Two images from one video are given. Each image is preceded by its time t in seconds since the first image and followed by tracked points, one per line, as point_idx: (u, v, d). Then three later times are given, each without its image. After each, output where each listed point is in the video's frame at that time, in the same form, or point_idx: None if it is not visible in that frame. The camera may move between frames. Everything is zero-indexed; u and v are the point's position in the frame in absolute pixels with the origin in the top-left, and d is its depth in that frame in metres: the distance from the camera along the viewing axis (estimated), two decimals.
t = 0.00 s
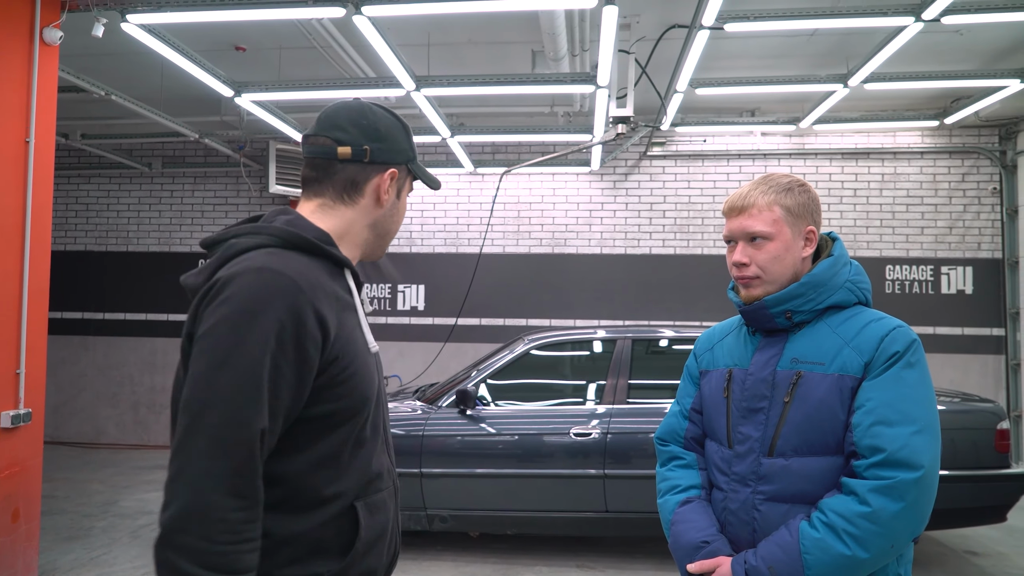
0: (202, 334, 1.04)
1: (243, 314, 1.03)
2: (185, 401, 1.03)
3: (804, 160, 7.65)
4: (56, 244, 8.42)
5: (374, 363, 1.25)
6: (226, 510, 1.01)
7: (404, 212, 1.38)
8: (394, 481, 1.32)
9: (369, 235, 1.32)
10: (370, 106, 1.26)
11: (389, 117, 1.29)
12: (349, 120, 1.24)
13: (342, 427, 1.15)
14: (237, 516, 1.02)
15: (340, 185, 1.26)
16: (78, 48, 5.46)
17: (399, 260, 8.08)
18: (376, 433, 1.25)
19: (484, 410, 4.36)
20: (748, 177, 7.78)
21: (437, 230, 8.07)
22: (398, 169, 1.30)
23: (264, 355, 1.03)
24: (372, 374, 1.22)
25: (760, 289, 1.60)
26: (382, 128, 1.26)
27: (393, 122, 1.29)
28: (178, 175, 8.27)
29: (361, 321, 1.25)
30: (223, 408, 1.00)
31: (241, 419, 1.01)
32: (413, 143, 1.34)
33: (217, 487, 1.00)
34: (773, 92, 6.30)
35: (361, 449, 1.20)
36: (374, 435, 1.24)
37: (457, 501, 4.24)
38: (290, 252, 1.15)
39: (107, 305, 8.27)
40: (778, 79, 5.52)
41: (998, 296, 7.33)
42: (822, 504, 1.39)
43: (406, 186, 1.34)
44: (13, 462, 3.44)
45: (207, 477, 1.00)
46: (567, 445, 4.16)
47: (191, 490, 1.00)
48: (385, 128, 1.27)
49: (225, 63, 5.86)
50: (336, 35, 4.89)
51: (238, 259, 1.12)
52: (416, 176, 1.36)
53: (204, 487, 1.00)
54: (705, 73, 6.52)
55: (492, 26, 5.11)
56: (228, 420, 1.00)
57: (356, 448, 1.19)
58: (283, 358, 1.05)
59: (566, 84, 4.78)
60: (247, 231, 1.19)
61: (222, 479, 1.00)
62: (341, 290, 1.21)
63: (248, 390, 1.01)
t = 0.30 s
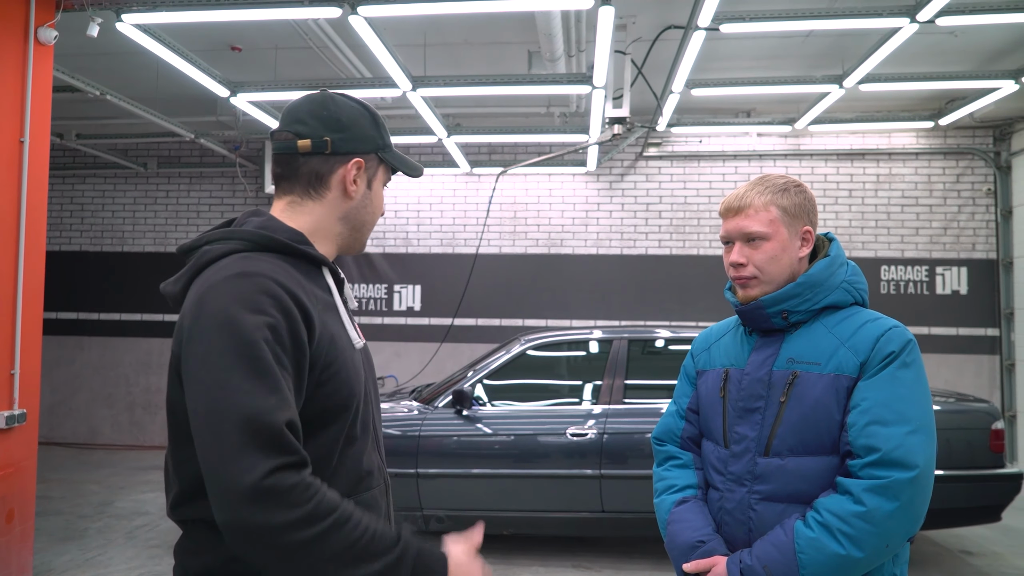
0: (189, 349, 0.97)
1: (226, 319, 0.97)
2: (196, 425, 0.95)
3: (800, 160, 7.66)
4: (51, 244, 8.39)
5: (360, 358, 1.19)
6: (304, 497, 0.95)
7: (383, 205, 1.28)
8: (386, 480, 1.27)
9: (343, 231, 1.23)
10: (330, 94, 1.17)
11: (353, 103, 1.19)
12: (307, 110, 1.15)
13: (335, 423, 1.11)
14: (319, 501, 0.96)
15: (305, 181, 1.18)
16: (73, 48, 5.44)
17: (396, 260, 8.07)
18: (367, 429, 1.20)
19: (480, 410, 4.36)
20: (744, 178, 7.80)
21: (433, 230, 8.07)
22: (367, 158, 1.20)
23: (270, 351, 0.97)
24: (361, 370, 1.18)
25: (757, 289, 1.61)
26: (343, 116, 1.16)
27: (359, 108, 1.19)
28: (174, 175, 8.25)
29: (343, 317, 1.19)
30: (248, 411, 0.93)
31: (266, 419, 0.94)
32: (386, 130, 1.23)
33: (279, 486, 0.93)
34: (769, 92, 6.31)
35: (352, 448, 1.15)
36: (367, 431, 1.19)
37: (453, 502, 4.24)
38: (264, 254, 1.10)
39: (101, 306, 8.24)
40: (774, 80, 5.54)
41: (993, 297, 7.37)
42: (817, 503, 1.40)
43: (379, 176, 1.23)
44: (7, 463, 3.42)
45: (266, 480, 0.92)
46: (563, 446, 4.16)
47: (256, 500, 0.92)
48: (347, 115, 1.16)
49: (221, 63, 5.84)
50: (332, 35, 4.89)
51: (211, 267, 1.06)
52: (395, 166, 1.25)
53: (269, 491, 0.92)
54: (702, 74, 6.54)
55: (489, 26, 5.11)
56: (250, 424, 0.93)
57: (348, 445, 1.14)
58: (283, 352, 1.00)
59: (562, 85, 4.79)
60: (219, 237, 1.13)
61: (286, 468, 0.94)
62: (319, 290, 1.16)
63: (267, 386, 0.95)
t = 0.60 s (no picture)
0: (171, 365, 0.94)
1: (197, 327, 0.93)
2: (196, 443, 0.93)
3: (796, 162, 7.68)
4: (46, 245, 8.35)
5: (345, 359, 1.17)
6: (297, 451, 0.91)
7: (363, 198, 1.23)
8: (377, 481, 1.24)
9: (320, 226, 1.19)
10: (296, 88, 1.12)
11: (321, 95, 1.14)
12: (273, 107, 1.12)
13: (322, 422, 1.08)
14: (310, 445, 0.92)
15: (276, 179, 1.15)
16: (68, 48, 5.42)
17: (392, 261, 8.07)
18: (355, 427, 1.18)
19: (477, 412, 4.34)
20: (740, 179, 7.81)
21: (430, 232, 8.06)
22: (337, 150, 1.15)
23: (245, 346, 0.94)
24: (344, 369, 1.16)
25: (759, 291, 1.60)
26: (309, 109, 1.11)
27: (327, 100, 1.14)
28: (169, 176, 8.23)
29: (324, 315, 1.17)
30: (234, 408, 0.90)
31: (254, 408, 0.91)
32: (360, 121, 1.18)
33: (275, 461, 0.89)
34: (766, 93, 6.32)
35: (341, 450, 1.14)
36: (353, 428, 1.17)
37: (449, 503, 4.23)
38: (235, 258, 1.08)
39: (97, 307, 8.21)
40: (770, 82, 5.55)
41: (988, 298, 7.38)
42: (826, 505, 1.39)
43: (354, 167, 1.18)
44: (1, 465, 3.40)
45: (265, 466, 0.89)
46: (560, 447, 4.15)
47: (262, 487, 0.89)
48: (313, 108, 1.12)
49: (217, 64, 5.83)
50: (328, 35, 4.87)
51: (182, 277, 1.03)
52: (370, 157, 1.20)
53: (269, 470, 0.89)
54: (699, 75, 6.54)
55: (486, 28, 5.11)
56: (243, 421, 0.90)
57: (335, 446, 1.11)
58: (260, 346, 0.96)
59: (559, 86, 4.79)
60: (189, 243, 1.12)
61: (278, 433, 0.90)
62: (295, 291, 1.13)
63: (246, 378, 0.91)
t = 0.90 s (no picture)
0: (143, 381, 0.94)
1: (162, 341, 0.92)
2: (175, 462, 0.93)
3: (793, 162, 7.68)
4: (41, 246, 8.32)
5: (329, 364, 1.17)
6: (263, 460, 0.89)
7: (346, 202, 1.17)
8: (367, 485, 1.22)
9: (297, 231, 1.16)
10: (276, 86, 1.09)
11: (301, 95, 1.09)
12: (248, 107, 1.09)
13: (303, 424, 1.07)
14: (274, 450, 0.90)
15: (251, 181, 1.13)
16: (62, 48, 5.39)
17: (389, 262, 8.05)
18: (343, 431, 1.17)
19: (474, 413, 4.33)
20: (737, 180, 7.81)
21: (427, 232, 8.05)
22: (312, 155, 1.10)
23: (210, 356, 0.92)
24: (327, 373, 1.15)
25: (758, 291, 1.59)
26: (282, 111, 1.07)
27: (305, 100, 1.09)
28: (165, 176, 8.20)
29: (305, 318, 1.16)
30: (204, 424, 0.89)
31: (222, 422, 0.89)
32: (340, 122, 1.12)
33: (242, 475, 0.88)
34: (763, 94, 6.32)
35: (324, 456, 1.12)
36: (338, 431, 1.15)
37: (446, 504, 4.22)
38: (204, 259, 1.07)
39: (92, 308, 8.19)
40: (767, 83, 5.55)
41: (985, 299, 7.40)
42: (833, 508, 1.39)
43: (333, 173, 1.13)
44: None
45: (238, 482, 0.88)
46: (557, 448, 4.14)
47: (237, 501, 0.89)
48: (288, 110, 1.08)
49: (213, 64, 5.82)
50: (324, 36, 4.87)
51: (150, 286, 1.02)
52: (352, 161, 1.14)
53: (239, 483, 0.88)
54: (695, 76, 6.55)
55: (482, 28, 5.11)
56: (216, 437, 0.89)
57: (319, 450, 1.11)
58: (228, 355, 0.94)
59: (555, 87, 4.78)
60: (162, 245, 1.12)
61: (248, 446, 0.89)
62: (271, 293, 1.12)
63: (212, 391, 0.90)
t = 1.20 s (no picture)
0: (109, 390, 0.94)
1: (135, 353, 0.92)
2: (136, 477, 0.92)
3: (792, 162, 7.68)
4: (38, 246, 8.30)
5: (307, 374, 1.14)
6: (256, 492, 0.94)
7: (316, 211, 1.13)
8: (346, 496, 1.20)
9: (262, 237, 1.15)
10: (243, 85, 1.09)
11: (265, 95, 1.07)
12: (215, 108, 1.10)
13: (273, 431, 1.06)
14: (273, 488, 0.97)
15: (217, 184, 1.14)
16: (59, 48, 5.38)
17: (387, 262, 8.04)
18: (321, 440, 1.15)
19: (472, 413, 4.32)
20: (735, 180, 7.81)
21: (425, 232, 8.04)
22: (269, 159, 1.09)
23: (184, 372, 0.94)
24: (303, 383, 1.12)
25: (751, 292, 1.59)
26: (239, 113, 1.06)
27: (264, 102, 1.07)
28: (163, 176, 8.19)
29: (282, 324, 1.14)
30: (180, 440, 0.90)
31: (201, 443, 0.91)
32: (303, 126, 1.08)
33: (234, 504, 0.92)
34: (761, 94, 6.31)
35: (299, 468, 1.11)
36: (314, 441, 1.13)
37: (443, 505, 4.21)
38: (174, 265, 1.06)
39: (90, 308, 8.17)
40: (765, 82, 5.55)
41: (983, 299, 7.39)
42: (823, 510, 1.38)
43: (295, 179, 1.10)
44: None
45: (221, 510, 0.91)
46: (555, 449, 4.13)
47: (217, 526, 0.91)
48: (246, 111, 1.07)
49: (210, 64, 5.80)
50: (321, 35, 4.85)
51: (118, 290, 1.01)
52: (315, 168, 1.09)
53: (226, 512, 0.92)
54: (693, 76, 6.54)
55: (479, 28, 5.10)
56: (190, 453, 0.90)
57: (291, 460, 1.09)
58: (202, 370, 0.96)
59: (552, 87, 4.78)
60: (133, 249, 1.12)
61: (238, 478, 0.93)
62: (242, 301, 1.10)
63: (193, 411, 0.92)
